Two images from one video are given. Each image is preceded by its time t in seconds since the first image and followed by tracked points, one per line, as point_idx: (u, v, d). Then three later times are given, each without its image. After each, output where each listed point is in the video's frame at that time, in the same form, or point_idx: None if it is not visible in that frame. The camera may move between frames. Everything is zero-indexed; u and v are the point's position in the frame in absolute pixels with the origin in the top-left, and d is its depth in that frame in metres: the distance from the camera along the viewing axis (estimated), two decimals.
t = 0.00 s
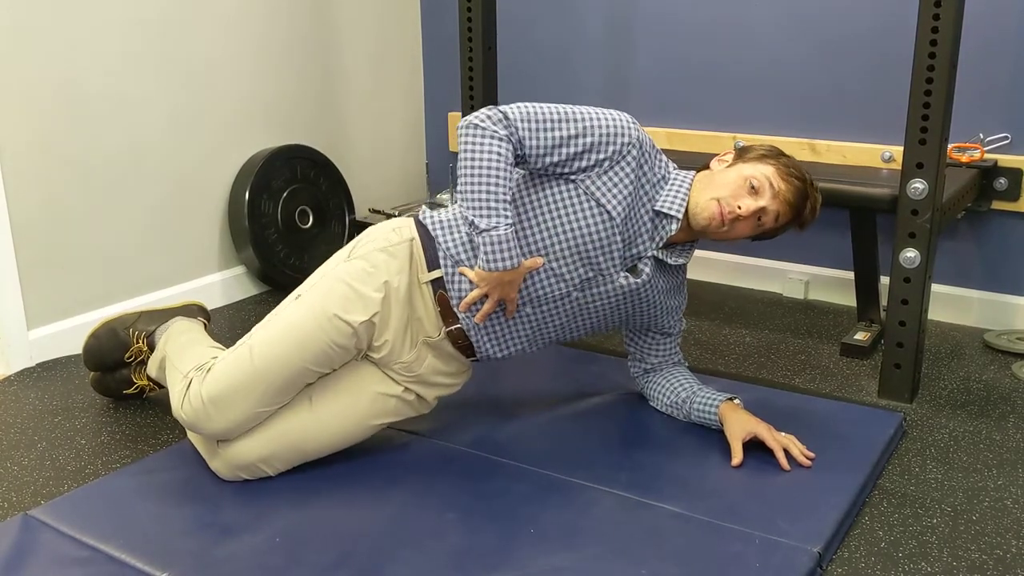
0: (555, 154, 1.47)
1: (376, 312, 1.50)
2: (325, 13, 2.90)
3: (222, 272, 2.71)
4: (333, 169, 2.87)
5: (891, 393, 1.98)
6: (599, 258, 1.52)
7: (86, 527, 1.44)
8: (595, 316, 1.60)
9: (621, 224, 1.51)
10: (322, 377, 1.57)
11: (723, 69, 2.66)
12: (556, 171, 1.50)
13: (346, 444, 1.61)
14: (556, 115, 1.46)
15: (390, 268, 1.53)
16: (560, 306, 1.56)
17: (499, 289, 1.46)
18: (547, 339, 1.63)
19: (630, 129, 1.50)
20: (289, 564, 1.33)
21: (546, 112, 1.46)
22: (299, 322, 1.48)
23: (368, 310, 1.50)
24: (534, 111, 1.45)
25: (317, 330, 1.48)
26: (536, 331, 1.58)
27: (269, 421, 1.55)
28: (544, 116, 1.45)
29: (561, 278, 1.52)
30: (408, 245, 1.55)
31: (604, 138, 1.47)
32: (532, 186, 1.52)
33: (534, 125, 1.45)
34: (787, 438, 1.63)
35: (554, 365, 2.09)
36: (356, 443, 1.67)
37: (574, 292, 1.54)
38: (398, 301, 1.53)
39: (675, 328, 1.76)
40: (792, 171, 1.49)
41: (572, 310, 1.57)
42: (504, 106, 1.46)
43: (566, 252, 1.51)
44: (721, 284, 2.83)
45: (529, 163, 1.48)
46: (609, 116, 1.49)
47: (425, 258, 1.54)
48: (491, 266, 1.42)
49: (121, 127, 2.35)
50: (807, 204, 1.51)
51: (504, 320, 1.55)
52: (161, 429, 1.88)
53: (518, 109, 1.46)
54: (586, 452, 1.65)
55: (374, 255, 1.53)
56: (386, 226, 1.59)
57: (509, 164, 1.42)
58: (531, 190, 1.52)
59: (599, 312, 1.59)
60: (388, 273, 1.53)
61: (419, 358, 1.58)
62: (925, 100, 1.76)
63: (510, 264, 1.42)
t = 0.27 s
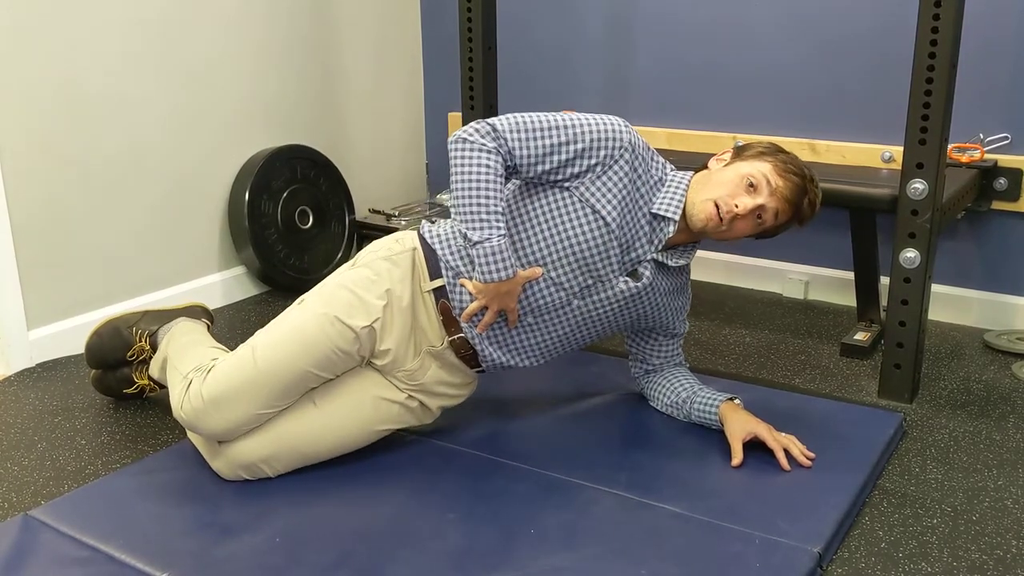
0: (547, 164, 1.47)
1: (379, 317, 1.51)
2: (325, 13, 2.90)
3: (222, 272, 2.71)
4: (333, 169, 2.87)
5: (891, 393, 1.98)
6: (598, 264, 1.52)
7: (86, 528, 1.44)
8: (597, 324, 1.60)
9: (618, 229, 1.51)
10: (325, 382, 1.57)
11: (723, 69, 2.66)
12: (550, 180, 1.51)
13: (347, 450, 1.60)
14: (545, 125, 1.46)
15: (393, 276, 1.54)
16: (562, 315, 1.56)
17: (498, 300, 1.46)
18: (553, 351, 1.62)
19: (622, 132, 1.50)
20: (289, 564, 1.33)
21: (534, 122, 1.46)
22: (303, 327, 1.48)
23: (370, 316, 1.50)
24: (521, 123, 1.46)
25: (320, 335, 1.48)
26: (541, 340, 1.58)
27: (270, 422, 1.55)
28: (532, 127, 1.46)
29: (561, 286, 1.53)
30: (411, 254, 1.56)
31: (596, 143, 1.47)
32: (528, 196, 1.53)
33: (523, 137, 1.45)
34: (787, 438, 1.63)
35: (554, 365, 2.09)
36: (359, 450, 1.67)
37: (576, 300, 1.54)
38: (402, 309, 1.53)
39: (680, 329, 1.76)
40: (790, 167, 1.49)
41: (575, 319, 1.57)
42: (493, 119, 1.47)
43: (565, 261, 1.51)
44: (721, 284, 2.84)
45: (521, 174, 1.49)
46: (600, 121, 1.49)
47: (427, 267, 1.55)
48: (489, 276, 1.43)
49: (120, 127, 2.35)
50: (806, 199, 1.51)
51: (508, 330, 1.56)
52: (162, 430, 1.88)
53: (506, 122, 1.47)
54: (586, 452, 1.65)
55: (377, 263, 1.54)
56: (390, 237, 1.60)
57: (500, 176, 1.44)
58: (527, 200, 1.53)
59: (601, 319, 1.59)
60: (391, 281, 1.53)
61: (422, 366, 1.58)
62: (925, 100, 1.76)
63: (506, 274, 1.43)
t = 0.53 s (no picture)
0: (552, 156, 1.46)
1: (376, 313, 1.50)
2: (325, 13, 2.90)
3: (222, 272, 2.71)
4: (333, 169, 2.87)
5: (891, 393, 1.98)
6: (598, 260, 1.52)
7: (85, 528, 1.44)
8: (594, 318, 1.60)
9: (619, 226, 1.50)
10: (321, 378, 1.57)
11: (723, 69, 2.66)
12: (553, 172, 1.50)
13: (345, 445, 1.60)
14: (552, 116, 1.45)
15: (389, 269, 1.53)
16: (558, 309, 1.56)
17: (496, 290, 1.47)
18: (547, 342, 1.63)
19: (628, 130, 1.49)
20: (290, 564, 1.33)
21: (542, 113, 1.46)
22: (299, 323, 1.48)
23: (366, 310, 1.50)
24: (528, 113, 1.45)
25: (316, 330, 1.47)
26: (534, 331, 1.59)
27: (269, 421, 1.55)
28: (539, 117, 1.45)
29: (559, 281, 1.52)
30: (407, 246, 1.55)
31: (601, 139, 1.47)
32: (529, 188, 1.52)
33: (530, 127, 1.45)
34: (787, 438, 1.63)
35: (554, 366, 2.09)
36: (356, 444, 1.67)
37: (573, 295, 1.54)
38: (399, 304, 1.53)
39: (677, 329, 1.76)
40: (792, 171, 1.49)
41: (571, 313, 1.57)
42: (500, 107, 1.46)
43: (564, 255, 1.51)
44: (720, 284, 2.84)
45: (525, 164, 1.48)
46: (607, 118, 1.48)
47: (424, 260, 1.54)
48: (486, 266, 1.43)
49: (120, 127, 2.35)
50: (808, 203, 1.51)
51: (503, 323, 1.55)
52: (162, 430, 1.88)
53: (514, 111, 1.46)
54: (586, 452, 1.65)
55: (373, 256, 1.54)
56: (385, 228, 1.59)
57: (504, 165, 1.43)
58: (528, 192, 1.52)
59: (597, 314, 1.59)
60: (387, 274, 1.53)
61: (418, 359, 1.58)
62: (926, 100, 1.76)
63: (504, 264, 1.43)
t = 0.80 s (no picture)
0: (560, 145, 1.47)
1: (376, 309, 1.51)
2: (325, 13, 2.90)
3: (222, 272, 2.71)
4: (334, 170, 2.87)
5: (892, 393, 1.98)
6: (602, 255, 1.52)
7: (86, 528, 1.44)
8: (595, 313, 1.60)
9: (624, 222, 1.50)
10: (321, 375, 1.57)
11: (723, 69, 2.66)
12: (560, 164, 1.50)
13: (346, 442, 1.60)
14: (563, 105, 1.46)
15: (388, 264, 1.53)
16: (560, 303, 1.55)
17: (486, 266, 1.45)
18: (546, 334, 1.63)
19: (635, 128, 1.50)
20: (290, 564, 1.33)
21: (552, 102, 1.47)
22: (298, 319, 1.48)
23: (366, 307, 1.50)
24: (539, 101, 1.46)
25: (316, 328, 1.47)
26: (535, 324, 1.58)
27: (269, 421, 1.55)
28: (550, 105, 1.46)
29: (561, 274, 1.52)
30: (407, 240, 1.55)
31: (610, 135, 1.48)
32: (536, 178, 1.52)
33: (540, 114, 1.46)
34: (788, 438, 1.63)
35: (554, 366, 2.09)
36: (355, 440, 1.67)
37: (574, 290, 1.54)
38: (399, 300, 1.53)
39: (675, 328, 1.76)
40: (796, 175, 1.50)
41: (572, 307, 1.57)
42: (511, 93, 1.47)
43: (569, 249, 1.51)
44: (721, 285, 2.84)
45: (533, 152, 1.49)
46: (615, 113, 1.49)
47: (424, 253, 1.55)
48: (484, 240, 1.42)
49: (121, 127, 2.35)
50: (812, 207, 1.52)
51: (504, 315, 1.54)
52: (162, 430, 1.88)
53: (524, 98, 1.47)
54: (587, 452, 1.65)
55: (372, 250, 1.53)
56: (384, 219, 1.59)
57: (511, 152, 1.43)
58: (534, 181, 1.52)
59: (599, 309, 1.59)
60: (386, 269, 1.53)
61: (418, 353, 1.58)
62: (927, 100, 1.76)
63: (500, 240, 1.41)
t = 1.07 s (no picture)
0: (560, 142, 1.47)
1: (376, 310, 1.51)
2: (325, 13, 2.90)
3: (222, 272, 2.71)
4: (333, 170, 2.87)
5: (892, 393, 1.97)
6: (603, 254, 1.51)
7: (85, 528, 1.44)
8: (597, 312, 1.60)
9: (625, 221, 1.50)
10: (320, 376, 1.57)
11: (723, 69, 2.66)
12: (560, 161, 1.50)
13: (345, 443, 1.60)
14: (563, 102, 1.46)
15: (389, 266, 1.53)
16: (561, 303, 1.55)
17: (483, 259, 1.45)
18: (548, 334, 1.62)
19: (636, 126, 1.50)
20: (290, 564, 1.33)
21: (552, 98, 1.46)
22: (298, 321, 1.48)
23: (366, 308, 1.50)
24: (539, 97, 1.46)
25: (315, 329, 1.47)
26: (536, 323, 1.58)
27: (269, 421, 1.55)
28: (550, 102, 1.46)
29: (563, 274, 1.52)
30: (407, 242, 1.55)
31: (610, 133, 1.48)
32: (536, 176, 1.52)
33: (540, 110, 1.46)
34: (787, 438, 1.63)
35: (554, 366, 2.09)
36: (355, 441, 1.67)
37: (576, 290, 1.54)
38: (399, 301, 1.53)
39: (675, 328, 1.76)
40: (796, 172, 1.50)
41: (574, 306, 1.57)
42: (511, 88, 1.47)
43: (570, 248, 1.50)
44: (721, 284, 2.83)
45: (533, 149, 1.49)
46: (615, 111, 1.49)
47: (425, 255, 1.55)
48: (480, 232, 1.43)
49: (120, 127, 2.34)
50: (812, 205, 1.52)
51: (505, 314, 1.54)
52: (161, 430, 1.88)
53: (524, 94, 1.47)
54: (586, 452, 1.65)
55: (372, 252, 1.53)
56: (384, 222, 1.59)
57: (509, 149, 1.43)
58: (535, 179, 1.52)
59: (600, 309, 1.59)
60: (387, 271, 1.53)
61: (418, 356, 1.58)
62: (926, 100, 1.76)
63: (496, 232, 1.43)
